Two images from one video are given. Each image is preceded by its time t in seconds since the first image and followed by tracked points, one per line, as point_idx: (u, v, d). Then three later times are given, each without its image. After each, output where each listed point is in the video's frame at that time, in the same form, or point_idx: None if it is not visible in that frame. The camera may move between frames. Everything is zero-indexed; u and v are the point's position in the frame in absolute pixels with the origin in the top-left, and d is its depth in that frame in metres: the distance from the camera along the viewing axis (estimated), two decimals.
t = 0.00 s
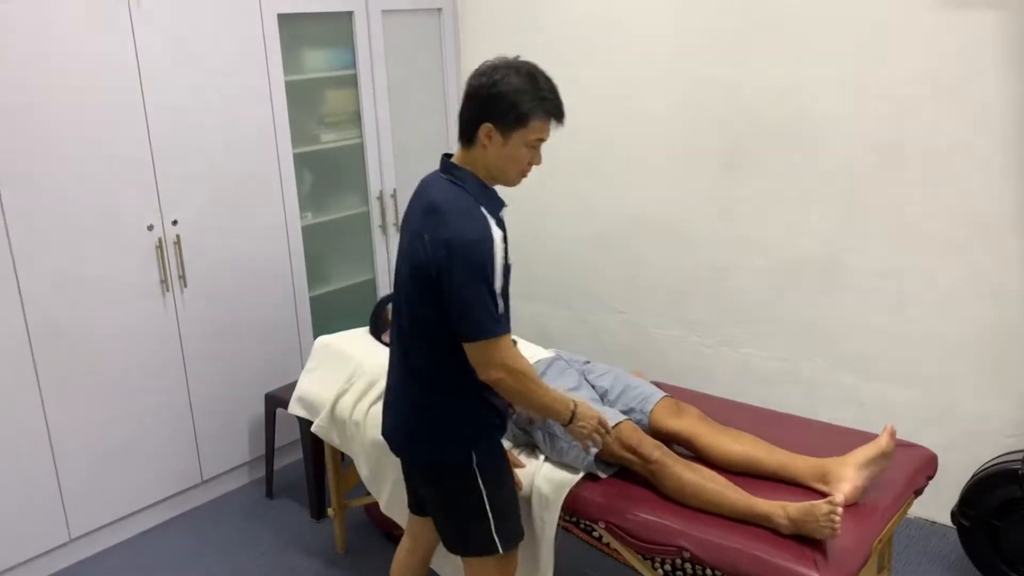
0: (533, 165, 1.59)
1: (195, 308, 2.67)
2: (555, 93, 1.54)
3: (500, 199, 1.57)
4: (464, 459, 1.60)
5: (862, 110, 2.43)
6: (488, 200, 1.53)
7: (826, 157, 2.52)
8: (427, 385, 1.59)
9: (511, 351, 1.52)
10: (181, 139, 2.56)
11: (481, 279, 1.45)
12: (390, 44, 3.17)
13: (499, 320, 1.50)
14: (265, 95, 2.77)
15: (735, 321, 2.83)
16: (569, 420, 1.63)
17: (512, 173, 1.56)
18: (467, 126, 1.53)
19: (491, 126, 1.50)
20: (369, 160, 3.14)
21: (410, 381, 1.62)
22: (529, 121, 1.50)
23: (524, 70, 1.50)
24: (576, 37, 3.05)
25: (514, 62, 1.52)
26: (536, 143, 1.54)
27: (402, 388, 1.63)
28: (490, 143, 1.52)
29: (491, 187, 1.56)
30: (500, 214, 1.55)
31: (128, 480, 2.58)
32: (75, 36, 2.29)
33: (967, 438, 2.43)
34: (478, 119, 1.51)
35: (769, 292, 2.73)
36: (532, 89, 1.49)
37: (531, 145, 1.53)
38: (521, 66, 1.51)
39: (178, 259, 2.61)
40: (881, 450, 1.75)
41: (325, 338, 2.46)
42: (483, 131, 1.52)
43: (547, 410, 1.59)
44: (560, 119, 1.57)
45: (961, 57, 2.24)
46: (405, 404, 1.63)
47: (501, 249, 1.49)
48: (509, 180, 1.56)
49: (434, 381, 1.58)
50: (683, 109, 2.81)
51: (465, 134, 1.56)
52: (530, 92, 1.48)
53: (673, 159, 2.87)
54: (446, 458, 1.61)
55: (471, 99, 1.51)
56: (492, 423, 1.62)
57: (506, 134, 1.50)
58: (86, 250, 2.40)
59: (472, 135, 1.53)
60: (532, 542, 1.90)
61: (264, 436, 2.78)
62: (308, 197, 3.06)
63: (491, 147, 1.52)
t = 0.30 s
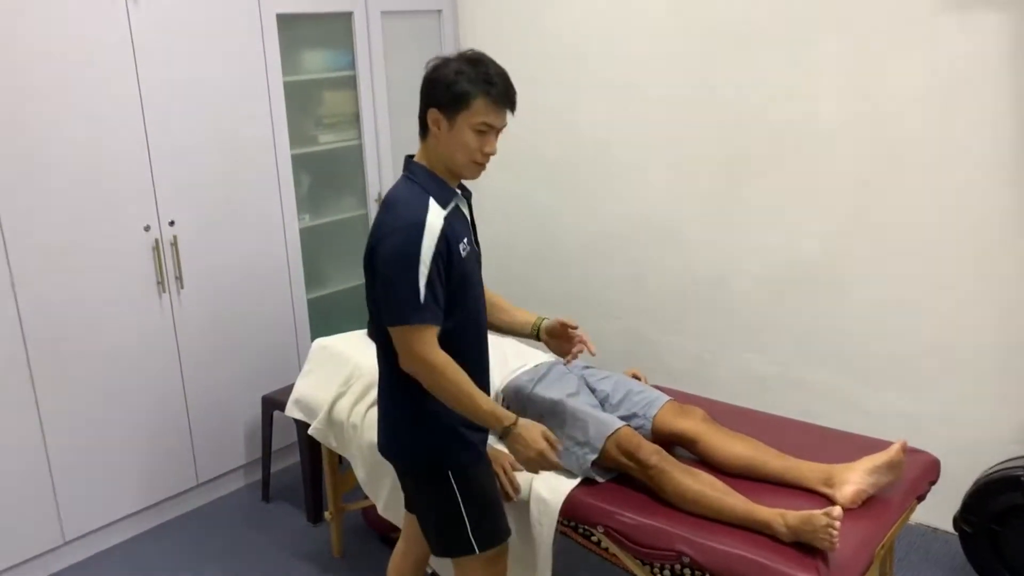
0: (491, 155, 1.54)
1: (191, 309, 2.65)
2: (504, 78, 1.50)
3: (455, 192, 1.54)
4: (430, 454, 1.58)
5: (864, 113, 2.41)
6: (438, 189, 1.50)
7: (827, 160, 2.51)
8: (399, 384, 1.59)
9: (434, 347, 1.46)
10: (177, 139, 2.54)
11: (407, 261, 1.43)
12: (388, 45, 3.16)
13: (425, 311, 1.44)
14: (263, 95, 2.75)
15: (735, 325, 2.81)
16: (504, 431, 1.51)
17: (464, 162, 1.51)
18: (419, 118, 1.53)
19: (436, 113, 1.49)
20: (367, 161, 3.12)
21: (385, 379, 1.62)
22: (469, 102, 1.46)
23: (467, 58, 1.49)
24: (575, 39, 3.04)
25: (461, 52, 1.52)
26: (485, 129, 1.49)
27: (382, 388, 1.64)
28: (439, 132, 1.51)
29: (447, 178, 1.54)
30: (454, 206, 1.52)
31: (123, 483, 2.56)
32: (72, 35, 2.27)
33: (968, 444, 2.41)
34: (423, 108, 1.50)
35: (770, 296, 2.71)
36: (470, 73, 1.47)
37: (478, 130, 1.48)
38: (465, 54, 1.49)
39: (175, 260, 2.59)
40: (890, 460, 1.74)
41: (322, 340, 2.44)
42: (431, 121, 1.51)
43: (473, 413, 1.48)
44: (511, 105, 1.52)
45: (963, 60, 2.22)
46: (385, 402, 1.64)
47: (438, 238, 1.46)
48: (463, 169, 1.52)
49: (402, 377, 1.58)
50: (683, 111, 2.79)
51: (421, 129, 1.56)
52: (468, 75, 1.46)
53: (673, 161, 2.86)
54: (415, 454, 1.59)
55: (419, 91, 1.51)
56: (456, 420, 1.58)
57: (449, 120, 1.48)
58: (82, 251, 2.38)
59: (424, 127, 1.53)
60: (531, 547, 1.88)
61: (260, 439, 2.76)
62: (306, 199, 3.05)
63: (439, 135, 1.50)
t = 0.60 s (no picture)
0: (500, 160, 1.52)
1: (175, 317, 2.60)
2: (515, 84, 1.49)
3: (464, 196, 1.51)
4: (426, 460, 1.53)
5: (856, 112, 2.39)
6: (449, 195, 1.46)
7: (821, 161, 2.48)
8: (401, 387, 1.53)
9: (449, 355, 1.43)
10: (161, 143, 2.49)
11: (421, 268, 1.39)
12: (376, 49, 3.12)
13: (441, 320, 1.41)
14: (249, 99, 2.70)
15: (730, 329, 2.78)
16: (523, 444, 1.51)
17: (476, 166, 1.49)
18: (425, 121, 1.48)
19: (449, 116, 1.45)
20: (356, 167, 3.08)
21: (375, 381, 1.58)
22: (485, 108, 1.44)
23: (480, 60, 1.46)
24: (566, 42, 3.01)
25: (471, 54, 1.48)
26: (498, 133, 1.47)
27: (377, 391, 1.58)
28: (450, 136, 1.47)
29: (456, 183, 1.50)
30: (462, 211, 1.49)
31: (104, 495, 2.50)
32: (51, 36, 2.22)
33: (966, 447, 2.38)
34: (435, 111, 1.46)
35: (764, 299, 2.68)
36: (486, 76, 1.44)
37: (494, 134, 1.46)
38: (477, 56, 1.47)
39: (158, 267, 2.54)
40: (887, 462, 1.70)
41: (307, 348, 2.39)
42: (442, 124, 1.46)
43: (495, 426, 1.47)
44: (521, 110, 1.51)
45: (957, 58, 2.20)
46: (374, 406, 1.59)
47: (453, 246, 1.42)
48: (477, 174, 1.49)
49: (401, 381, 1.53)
50: (675, 114, 2.76)
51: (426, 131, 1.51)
52: (484, 79, 1.43)
53: (665, 164, 2.82)
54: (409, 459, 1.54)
55: (428, 93, 1.46)
56: (454, 424, 1.54)
57: (463, 124, 1.44)
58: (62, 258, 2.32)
59: (432, 130, 1.48)
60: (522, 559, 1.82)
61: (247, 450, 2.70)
62: (293, 205, 3.00)
63: (452, 139, 1.47)
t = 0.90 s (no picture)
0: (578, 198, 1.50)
1: (168, 340, 2.56)
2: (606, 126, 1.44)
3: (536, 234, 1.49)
4: (462, 493, 1.50)
5: (861, 125, 2.34)
6: (535, 237, 1.43)
7: (825, 175, 2.43)
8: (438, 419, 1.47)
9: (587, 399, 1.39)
10: (155, 164, 2.46)
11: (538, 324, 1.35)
12: (374, 69, 3.11)
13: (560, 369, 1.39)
14: (245, 119, 2.68)
15: (735, 348, 2.72)
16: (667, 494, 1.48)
17: (557, 207, 1.46)
18: (509, 156, 1.43)
19: (538, 158, 1.40)
20: (354, 188, 3.05)
21: (403, 412, 1.49)
22: (578, 154, 1.39)
23: (575, 101, 1.40)
24: (565, 59, 2.98)
25: (565, 91, 1.41)
26: (585, 177, 1.44)
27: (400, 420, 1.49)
28: (536, 176, 1.42)
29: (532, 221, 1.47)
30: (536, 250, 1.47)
31: (95, 522, 2.44)
32: (43, 58, 2.20)
33: (981, 468, 2.30)
34: (525, 151, 1.41)
35: (769, 317, 2.62)
36: (584, 122, 1.39)
37: (581, 179, 1.43)
38: (572, 96, 1.40)
39: (151, 289, 2.50)
40: (898, 484, 1.63)
41: (303, 371, 2.34)
42: (529, 163, 1.41)
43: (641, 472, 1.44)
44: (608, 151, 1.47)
45: (962, 68, 2.16)
46: (403, 430, 1.49)
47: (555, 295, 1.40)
48: (556, 215, 1.47)
49: (443, 414, 1.46)
50: (676, 130, 2.72)
51: (506, 163, 1.45)
52: (582, 124, 1.38)
53: (667, 180, 2.78)
54: (446, 485, 1.49)
55: (519, 130, 1.40)
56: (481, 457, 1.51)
57: (554, 167, 1.40)
58: (53, 281, 2.29)
59: (517, 167, 1.43)
60: None
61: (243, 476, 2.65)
62: (290, 226, 2.97)
63: (537, 180, 1.42)
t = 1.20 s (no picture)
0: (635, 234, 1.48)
1: (171, 342, 2.53)
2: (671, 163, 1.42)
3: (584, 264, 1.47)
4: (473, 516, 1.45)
5: (880, 139, 2.28)
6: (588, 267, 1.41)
7: (842, 189, 2.37)
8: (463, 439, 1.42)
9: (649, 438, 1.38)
10: (161, 163, 2.44)
11: (597, 361, 1.32)
12: (387, 72, 3.08)
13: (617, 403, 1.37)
14: (255, 120, 2.66)
15: (746, 364, 2.66)
16: (717, 546, 1.45)
17: (611, 243, 1.44)
18: (570, 186, 1.41)
19: (599, 192, 1.38)
20: (365, 192, 3.03)
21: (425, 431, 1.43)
22: (643, 192, 1.37)
23: (642, 137, 1.38)
24: (579, 66, 2.94)
25: (633, 127, 1.40)
26: (644, 214, 1.42)
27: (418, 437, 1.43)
28: (594, 209, 1.40)
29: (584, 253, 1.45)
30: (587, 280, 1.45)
31: (91, 523, 2.41)
32: (51, 53, 2.19)
33: (998, 496, 2.23)
34: (586, 183, 1.39)
35: (782, 334, 2.56)
36: (650, 159, 1.37)
37: (641, 216, 1.41)
38: (639, 132, 1.39)
39: (155, 290, 2.48)
40: (911, 511, 1.57)
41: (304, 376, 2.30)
42: (590, 196, 1.39)
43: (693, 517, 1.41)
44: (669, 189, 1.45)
45: (986, 82, 2.10)
46: (424, 446, 1.43)
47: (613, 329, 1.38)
48: (610, 250, 1.45)
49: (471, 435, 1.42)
50: (691, 139, 2.68)
51: (564, 193, 1.43)
52: (647, 161, 1.36)
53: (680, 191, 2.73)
54: (459, 502, 1.44)
55: (582, 162, 1.38)
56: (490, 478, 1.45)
57: (615, 203, 1.38)
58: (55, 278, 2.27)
59: (577, 198, 1.41)
60: None
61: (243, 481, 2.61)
62: (298, 229, 2.94)
63: (595, 213, 1.40)
